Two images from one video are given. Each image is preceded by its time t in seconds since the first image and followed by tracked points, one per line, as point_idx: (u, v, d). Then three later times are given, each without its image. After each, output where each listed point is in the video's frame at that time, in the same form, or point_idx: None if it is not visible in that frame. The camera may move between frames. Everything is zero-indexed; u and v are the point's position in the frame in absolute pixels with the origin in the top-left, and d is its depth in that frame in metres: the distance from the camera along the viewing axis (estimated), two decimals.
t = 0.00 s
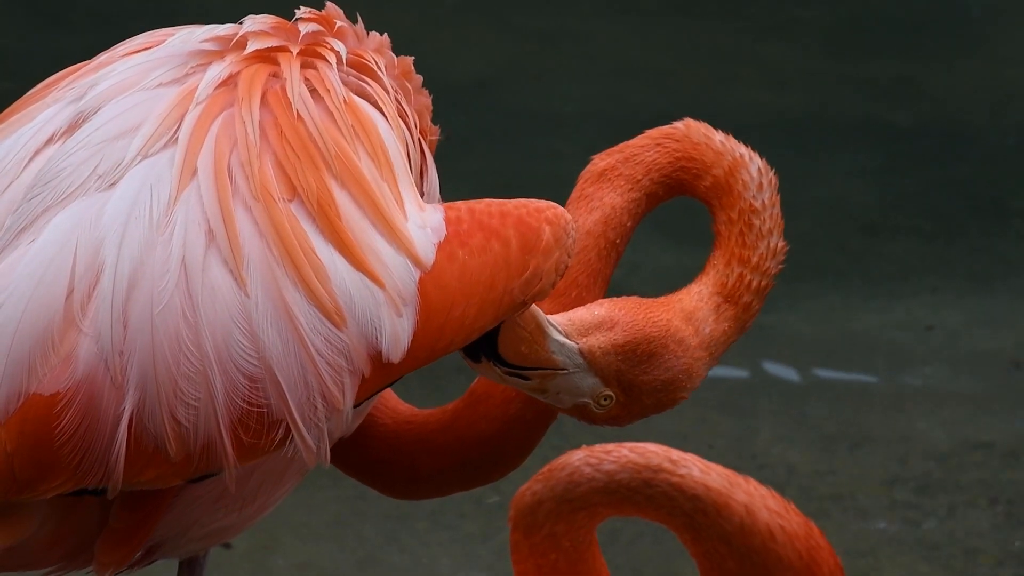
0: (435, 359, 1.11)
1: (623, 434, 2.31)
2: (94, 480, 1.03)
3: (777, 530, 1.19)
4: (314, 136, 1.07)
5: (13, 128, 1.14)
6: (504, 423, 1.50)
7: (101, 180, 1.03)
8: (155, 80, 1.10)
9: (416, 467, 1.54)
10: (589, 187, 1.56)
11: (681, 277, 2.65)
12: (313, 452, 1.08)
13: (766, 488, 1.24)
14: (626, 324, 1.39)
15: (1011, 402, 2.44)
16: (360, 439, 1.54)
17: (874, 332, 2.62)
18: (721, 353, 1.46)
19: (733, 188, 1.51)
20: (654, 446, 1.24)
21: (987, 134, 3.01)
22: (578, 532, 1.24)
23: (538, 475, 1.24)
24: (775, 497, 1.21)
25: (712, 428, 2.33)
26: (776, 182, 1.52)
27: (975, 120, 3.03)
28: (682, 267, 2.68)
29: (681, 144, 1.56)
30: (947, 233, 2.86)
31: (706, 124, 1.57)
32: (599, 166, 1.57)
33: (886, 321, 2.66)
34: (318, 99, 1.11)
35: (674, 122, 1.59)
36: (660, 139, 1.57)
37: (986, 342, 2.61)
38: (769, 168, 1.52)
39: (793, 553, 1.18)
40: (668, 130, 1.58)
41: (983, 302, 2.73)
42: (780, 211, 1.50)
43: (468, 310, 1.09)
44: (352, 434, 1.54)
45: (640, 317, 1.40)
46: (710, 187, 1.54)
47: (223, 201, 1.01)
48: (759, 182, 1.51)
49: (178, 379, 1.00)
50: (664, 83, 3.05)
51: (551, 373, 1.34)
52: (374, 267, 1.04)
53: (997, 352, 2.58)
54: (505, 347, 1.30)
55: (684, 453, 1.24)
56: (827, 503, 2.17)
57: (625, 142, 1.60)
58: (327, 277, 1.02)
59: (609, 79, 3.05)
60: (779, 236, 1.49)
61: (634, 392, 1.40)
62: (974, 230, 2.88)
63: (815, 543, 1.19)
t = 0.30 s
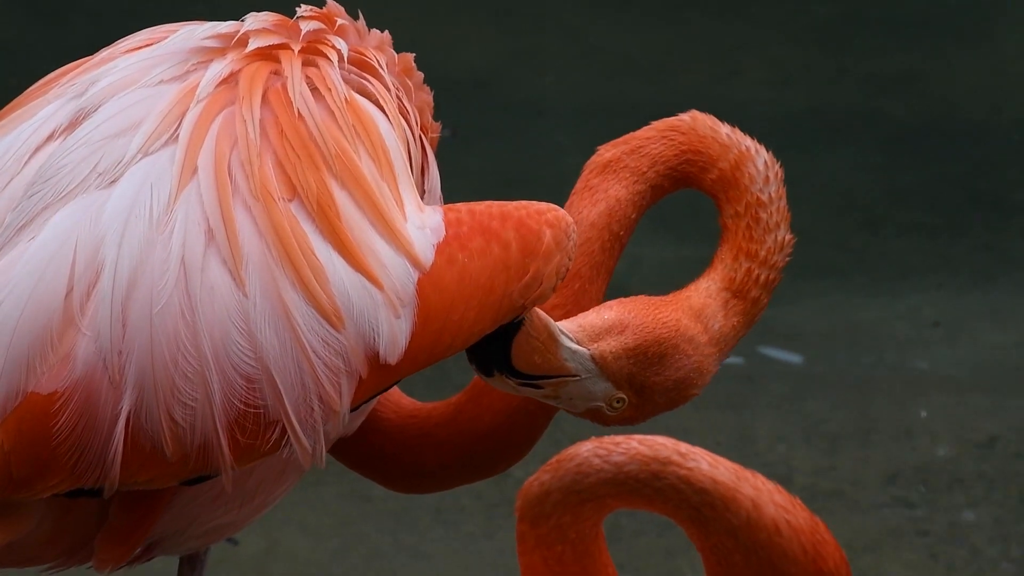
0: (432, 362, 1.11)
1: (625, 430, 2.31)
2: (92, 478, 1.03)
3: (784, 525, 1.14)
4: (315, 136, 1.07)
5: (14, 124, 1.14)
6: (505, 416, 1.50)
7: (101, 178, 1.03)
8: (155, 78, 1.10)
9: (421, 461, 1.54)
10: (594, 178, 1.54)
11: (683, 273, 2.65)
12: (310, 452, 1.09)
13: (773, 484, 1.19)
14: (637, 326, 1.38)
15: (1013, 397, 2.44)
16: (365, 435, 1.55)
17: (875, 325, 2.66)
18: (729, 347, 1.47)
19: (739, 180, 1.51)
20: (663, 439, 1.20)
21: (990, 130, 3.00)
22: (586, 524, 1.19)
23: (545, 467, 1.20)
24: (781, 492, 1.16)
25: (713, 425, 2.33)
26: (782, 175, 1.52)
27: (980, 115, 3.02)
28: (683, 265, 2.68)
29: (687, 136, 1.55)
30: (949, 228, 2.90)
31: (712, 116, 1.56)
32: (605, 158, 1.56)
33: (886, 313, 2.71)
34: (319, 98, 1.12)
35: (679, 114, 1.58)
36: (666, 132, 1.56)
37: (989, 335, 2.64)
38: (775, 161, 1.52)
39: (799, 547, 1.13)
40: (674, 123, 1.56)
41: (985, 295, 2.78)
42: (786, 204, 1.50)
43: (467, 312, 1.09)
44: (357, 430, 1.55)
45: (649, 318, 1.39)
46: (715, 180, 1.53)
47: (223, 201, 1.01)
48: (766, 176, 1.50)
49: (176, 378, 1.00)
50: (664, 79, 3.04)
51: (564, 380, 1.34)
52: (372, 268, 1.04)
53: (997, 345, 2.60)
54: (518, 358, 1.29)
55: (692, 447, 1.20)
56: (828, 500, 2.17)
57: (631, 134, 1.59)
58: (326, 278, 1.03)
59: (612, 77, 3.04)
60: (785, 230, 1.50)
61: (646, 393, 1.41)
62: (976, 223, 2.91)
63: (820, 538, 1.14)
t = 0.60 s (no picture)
0: (431, 368, 1.12)
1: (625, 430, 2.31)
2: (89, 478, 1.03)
3: (793, 524, 1.08)
4: (316, 137, 1.08)
5: (16, 123, 1.14)
6: (514, 417, 1.50)
7: (102, 178, 1.03)
8: (157, 78, 1.10)
9: (429, 461, 1.54)
10: (595, 176, 1.53)
11: (684, 272, 2.65)
12: (307, 455, 1.09)
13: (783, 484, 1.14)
14: (645, 331, 1.38)
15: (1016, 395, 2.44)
16: (372, 435, 1.54)
17: (877, 321, 2.65)
18: (735, 344, 1.47)
19: (740, 175, 1.51)
20: (674, 436, 1.14)
21: (992, 126, 3.02)
22: (594, 520, 1.14)
23: (555, 464, 1.14)
24: (792, 491, 1.11)
25: (713, 424, 2.33)
26: (783, 168, 1.52)
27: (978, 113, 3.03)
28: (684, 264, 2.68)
29: (687, 131, 1.54)
30: (953, 226, 2.89)
31: (710, 109, 1.56)
32: (604, 155, 1.54)
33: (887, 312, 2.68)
34: (320, 99, 1.12)
35: (677, 108, 1.57)
36: (665, 127, 1.55)
37: (992, 347, 2.57)
38: (775, 155, 1.52)
39: (806, 546, 1.07)
40: (672, 118, 1.56)
41: (985, 292, 2.75)
42: (788, 197, 1.50)
43: (466, 318, 1.09)
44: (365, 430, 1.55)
45: (657, 324, 1.39)
46: (717, 175, 1.53)
47: (223, 202, 1.01)
48: (767, 171, 1.50)
49: (174, 379, 1.00)
50: (666, 80, 3.05)
51: (575, 388, 1.34)
52: (371, 270, 1.04)
53: (1002, 357, 2.55)
54: (529, 372, 1.31)
55: (703, 445, 1.14)
56: (829, 499, 2.17)
57: (629, 130, 1.58)
58: (325, 280, 1.03)
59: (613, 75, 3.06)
60: (787, 224, 1.50)
61: (655, 396, 1.41)
62: (979, 223, 2.90)
63: (828, 537, 1.08)
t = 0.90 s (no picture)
0: (426, 372, 1.12)
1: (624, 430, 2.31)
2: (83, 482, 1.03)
3: (796, 517, 1.09)
4: (312, 140, 1.07)
5: (13, 124, 1.14)
6: (516, 417, 1.50)
7: (98, 180, 1.03)
8: (154, 80, 1.10)
9: (428, 462, 1.54)
10: (594, 176, 1.53)
11: (682, 272, 2.65)
12: (302, 460, 1.09)
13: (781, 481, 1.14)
14: (636, 327, 1.39)
15: (1014, 397, 2.44)
16: (373, 437, 1.54)
17: (874, 337, 2.59)
18: (726, 346, 1.47)
19: (738, 178, 1.51)
20: (674, 434, 1.14)
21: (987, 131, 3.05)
22: (593, 521, 1.13)
23: (554, 464, 1.14)
24: (791, 486, 1.11)
25: (712, 424, 2.32)
26: (780, 172, 1.52)
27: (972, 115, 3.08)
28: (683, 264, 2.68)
29: (686, 131, 1.54)
30: (951, 234, 2.84)
31: (709, 111, 1.55)
32: (603, 156, 1.54)
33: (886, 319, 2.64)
34: (317, 101, 1.12)
35: (676, 109, 1.57)
36: (664, 127, 1.55)
37: (987, 347, 2.57)
38: (773, 159, 1.52)
39: (810, 539, 1.08)
40: (671, 118, 1.55)
41: (981, 292, 2.71)
42: (784, 201, 1.50)
43: (461, 321, 1.09)
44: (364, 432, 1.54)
45: (648, 320, 1.40)
46: (714, 177, 1.53)
47: (219, 205, 1.01)
48: (764, 175, 1.50)
49: (169, 383, 1.00)
50: (664, 81, 3.07)
51: (564, 380, 1.34)
52: (366, 273, 1.04)
53: (999, 357, 2.54)
54: (518, 356, 1.30)
55: (702, 443, 1.14)
56: (827, 499, 2.17)
57: (627, 129, 1.57)
58: (321, 284, 1.03)
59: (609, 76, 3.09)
60: (783, 229, 1.50)
61: (644, 394, 1.41)
62: (979, 225, 2.86)
63: (831, 530, 1.09)
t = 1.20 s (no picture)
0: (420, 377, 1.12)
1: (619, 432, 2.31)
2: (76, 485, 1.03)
3: (790, 501, 1.09)
4: (306, 145, 1.08)
5: (7, 127, 1.14)
6: (505, 418, 1.50)
7: (91, 184, 1.03)
8: (148, 84, 1.10)
9: (419, 464, 1.54)
10: (595, 181, 1.53)
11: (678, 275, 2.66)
12: (294, 463, 1.09)
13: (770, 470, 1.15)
14: (623, 322, 1.38)
15: (1008, 399, 2.45)
16: (367, 441, 1.55)
17: (868, 336, 2.60)
18: (715, 347, 1.47)
19: (737, 186, 1.51)
20: (661, 433, 1.14)
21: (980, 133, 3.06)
22: (587, 528, 1.13)
23: (544, 473, 1.14)
24: (781, 473, 1.12)
25: (707, 427, 2.32)
26: (780, 183, 1.52)
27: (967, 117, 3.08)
28: (677, 268, 2.68)
29: (688, 139, 1.54)
30: (944, 235, 2.85)
31: (712, 120, 1.56)
32: (605, 160, 1.55)
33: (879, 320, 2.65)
34: (311, 106, 1.12)
35: (680, 118, 1.57)
36: (667, 135, 1.55)
37: (980, 344, 2.60)
38: (774, 170, 1.52)
39: (807, 521, 1.09)
40: (675, 126, 1.56)
41: (976, 295, 2.73)
42: (783, 212, 1.50)
43: (455, 326, 1.09)
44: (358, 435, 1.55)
45: (636, 314, 1.39)
46: (714, 185, 1.53)
47: (212, 210, 1.01)
48: (764, 184, 1.50)
49: (162, 387, 1.00)
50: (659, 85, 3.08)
51: (548, 375, 1.34)
52: (359, 278, 1.04)
53: (992, 354, 2.57)
54: (501, 353, 1.30)
55: (690, 439, 1.14)
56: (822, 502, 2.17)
57: (632, 136, 1.58)
58: (314, 289, 1.03)
59: (603, 78, 3.10)
60: (780, 238, 1.50)
61: (629, 387, 1.40)
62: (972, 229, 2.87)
63: (825, 511, 1.10)
